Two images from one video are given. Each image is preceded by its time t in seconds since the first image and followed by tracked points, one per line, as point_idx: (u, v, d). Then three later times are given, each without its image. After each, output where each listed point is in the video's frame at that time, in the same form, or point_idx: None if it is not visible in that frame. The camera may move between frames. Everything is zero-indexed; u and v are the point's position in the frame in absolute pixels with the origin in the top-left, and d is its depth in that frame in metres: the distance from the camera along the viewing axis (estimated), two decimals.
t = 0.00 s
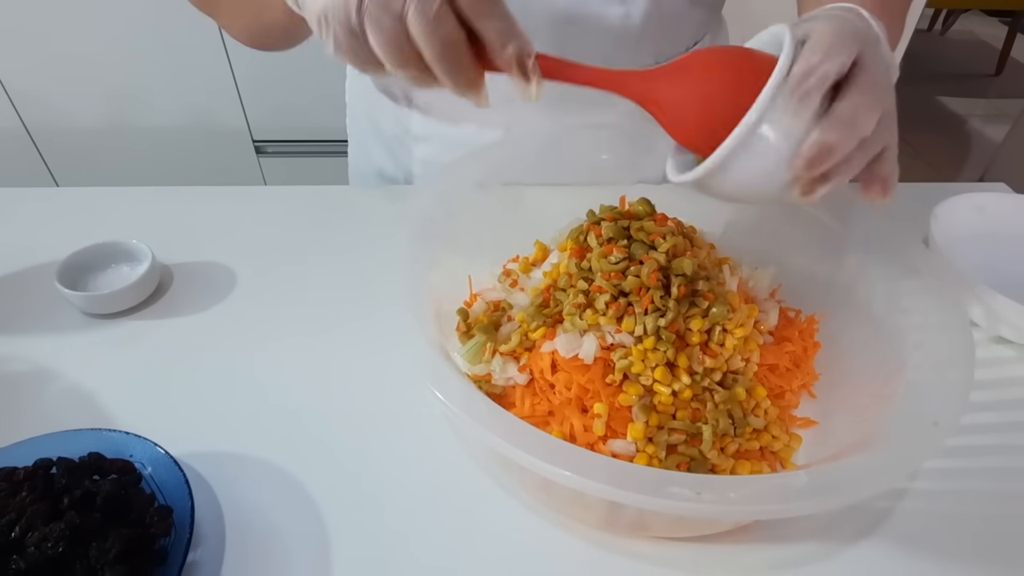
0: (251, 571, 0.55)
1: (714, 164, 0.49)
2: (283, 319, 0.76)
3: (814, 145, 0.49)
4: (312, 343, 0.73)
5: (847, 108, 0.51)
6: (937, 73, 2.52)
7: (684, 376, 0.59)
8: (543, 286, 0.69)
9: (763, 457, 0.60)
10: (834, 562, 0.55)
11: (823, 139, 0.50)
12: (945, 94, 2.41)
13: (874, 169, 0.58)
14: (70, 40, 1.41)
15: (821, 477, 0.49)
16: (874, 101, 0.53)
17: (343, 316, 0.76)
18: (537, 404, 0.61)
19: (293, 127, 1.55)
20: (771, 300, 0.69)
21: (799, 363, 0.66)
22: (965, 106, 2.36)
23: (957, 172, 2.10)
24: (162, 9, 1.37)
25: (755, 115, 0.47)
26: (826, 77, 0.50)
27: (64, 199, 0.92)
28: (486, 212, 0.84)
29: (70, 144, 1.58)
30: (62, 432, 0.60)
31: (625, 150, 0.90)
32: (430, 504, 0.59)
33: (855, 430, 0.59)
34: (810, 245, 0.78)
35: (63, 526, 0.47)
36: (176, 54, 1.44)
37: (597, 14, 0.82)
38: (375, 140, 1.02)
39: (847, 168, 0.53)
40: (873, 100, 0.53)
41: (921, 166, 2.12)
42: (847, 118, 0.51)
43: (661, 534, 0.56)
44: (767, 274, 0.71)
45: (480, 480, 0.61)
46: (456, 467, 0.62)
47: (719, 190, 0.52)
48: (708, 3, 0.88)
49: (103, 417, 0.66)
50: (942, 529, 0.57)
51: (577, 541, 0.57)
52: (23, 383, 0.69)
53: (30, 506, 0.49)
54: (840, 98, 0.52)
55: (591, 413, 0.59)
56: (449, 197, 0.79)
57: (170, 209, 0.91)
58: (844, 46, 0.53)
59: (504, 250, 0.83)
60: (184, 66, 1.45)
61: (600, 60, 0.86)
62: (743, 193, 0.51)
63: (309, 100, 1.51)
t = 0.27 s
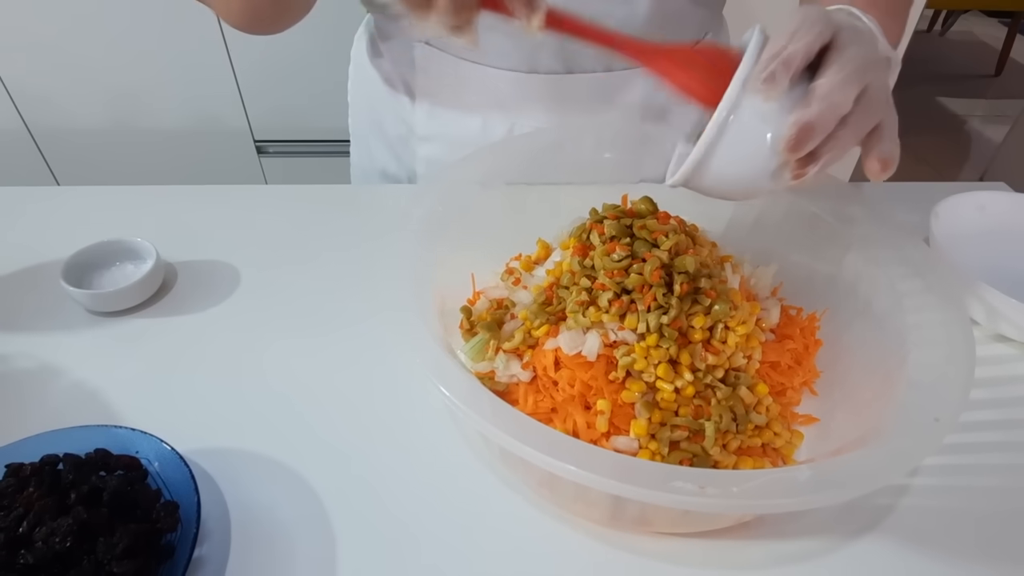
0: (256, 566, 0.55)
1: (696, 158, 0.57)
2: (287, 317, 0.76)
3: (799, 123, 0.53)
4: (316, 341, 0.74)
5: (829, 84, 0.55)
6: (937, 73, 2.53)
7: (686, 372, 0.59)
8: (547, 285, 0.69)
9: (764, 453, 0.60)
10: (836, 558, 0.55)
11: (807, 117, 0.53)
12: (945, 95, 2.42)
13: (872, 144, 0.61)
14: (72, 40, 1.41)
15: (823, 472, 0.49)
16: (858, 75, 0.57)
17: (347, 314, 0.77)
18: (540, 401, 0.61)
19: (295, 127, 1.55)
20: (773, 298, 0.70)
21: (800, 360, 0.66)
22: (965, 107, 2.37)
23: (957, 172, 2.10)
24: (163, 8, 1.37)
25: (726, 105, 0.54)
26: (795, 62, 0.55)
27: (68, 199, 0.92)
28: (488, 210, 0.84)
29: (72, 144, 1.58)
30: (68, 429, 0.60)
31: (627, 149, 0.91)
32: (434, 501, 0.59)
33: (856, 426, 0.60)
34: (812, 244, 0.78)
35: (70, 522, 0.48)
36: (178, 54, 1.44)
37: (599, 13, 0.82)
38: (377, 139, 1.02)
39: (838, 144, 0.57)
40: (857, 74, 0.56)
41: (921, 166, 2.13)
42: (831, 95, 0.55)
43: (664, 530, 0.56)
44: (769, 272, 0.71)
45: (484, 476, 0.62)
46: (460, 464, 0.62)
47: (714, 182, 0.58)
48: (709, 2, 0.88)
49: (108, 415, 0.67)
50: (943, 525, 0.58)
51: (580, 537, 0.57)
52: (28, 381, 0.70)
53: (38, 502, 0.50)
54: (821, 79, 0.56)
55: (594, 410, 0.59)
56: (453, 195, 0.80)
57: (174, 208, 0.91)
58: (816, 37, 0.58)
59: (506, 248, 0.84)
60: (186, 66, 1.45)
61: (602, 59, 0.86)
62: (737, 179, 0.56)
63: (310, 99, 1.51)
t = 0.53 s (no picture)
0: (260, 565, 0.55)
1: (718, 171, 0.49)
2: (290, 316, 0.77)
3: (817, 124, 0.48)
4: (318, 341, 0.74)
5: (837, 79, 0.51)
6: (937, 74, 2.53)
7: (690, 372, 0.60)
8: (549, 285, 0.70)
9: (767, 452, 0.60)
10: (839, 557, 0.55)
11: (821, 116, 0.49)
12: (945, 95, 2.42)
13: (892, 133, 0.56)
14: (74, 41, 1.42)
15: (827, 470, 0.49)
16: (863, 68, 0.53)
17: (348, 316, 0.77)
18: (543, 400, 0.61)
19: (296, 128, 1.56)
20: (774, 297, 0.70)
21: (802, 359, 0.66)
22: (965, 107, 2.37)
23: (957, 172, 2.11)
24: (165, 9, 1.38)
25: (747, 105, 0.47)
26: (796, 61, 0.51)
27: (71, 199, 0.92)
28: (490, 210, 0.84)
29: (73, 145, 1.58)
30: (72, 428, 0.60)
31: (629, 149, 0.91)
32: (437, 500, 0.60)
33: (859, 425, 0.60)
34: (813, 244, 0.78)
35: (75, 521, 0.48)
36: (179, 55, 1.44)
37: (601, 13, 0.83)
38: (378, 139, 1.03)
39: (857, 137, 0.52)
40: (862, 67, 0.53)
41: (921, 167, 2.13)
42: (841, 91, 0.51)
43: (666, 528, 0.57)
44: (771, 271, 0.71)
45: (487, 476, 0.62)
46: (463, 463, 0.62)
47: (736, 196, 0.51)
48: (710, 3, 0.88)
49: (111, 414, 0.67)
50: (946, 524, 0.58)
51: (583, 536, 0.57)
52: (32, 381, 0.70)
53: (43, 501, 0.50)
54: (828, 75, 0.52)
55: (597, 409, 0.59)
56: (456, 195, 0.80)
57: (176, 208, 0.92)
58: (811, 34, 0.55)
59: (508, 248, 0.84)
60: (187, 66, 1.46)
61: (603, 59, 0.86)
62: (754, 196, 0.51)
63: (311, 100, 1.51)
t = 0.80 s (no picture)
0: (261, 567, 0.55)
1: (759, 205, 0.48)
2: (291, 316, 0.76)
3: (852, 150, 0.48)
4: (318, 342, 0.73)
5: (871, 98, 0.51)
6: (937, 74, 2.53)
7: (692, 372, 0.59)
8: (550, 285, 0.69)
9: (770, 453, 0.60)
10: (843, 557, 0.55)
11: (859, 138, 0.49)
12: (945, 95, 2.42)
13: (934, 139, 0.56)
14: (73, 41, 1.41)
15: (831, 470, 0.49)
16: (895, 82, 0.52)
17: (349, 316, 0.76)
18: (545, 400, 0.61)
19: (296, 128, 1.55)
20: (777, 297, 0.70)
21: (805, 359, 0.66)
22: (965, 107, 2.37)
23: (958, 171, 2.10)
24: (165, 9, 1.37)
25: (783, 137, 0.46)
26: (824, 86, 0.50)
27: (70, 199, 0.92)
28: (491, 210, 0.84)
29: (72, 145, 1.58)
30: (72, 428, 0.60)
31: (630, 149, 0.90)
32: (439, 501, 0.59)
33: (862, 425, 0.60)
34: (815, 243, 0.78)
35: (76, 522, 0.48)
36: (179, 55, 1.44)
37: (602, 12, 0.82)
38: (378, 139, 1.02)
39: (898, 153, 0.53)
40: (894, 80, 0.53)
41: (923, 167, 2.12)
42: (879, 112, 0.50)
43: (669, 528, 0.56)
44: (773, 271, 0.71)
45: (489, 476, 0.61)
46: (465, 464, 0.62)
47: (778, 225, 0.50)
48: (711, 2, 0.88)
49: (112, 415, 0.66)
50: (950, 524, 0.57)
51: (586, 536, 0.57)
52: (32, 381, 0.70)
53: (43, 502, 0.49)
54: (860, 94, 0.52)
55: (599, 409, 0.59)
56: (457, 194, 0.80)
57: (176, 209, 0.91)
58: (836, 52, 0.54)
59: (509, 248, 0.84)
60: (187, 67, 1.46)
61: (603, 58, 0.86)
62: (793, 223, 0.50)
63: (311, 100, 1.51)
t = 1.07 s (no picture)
0: (259, 566, 0.55)
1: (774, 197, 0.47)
2: (289, 316, 0.76)
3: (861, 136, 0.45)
4: (316, 341, 0.73)
5: (886, 83, 0.46)
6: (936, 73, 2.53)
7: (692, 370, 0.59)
8: (550, 283, 0.69)
9: (770, 451, 0.60)
10: (844, 556, 0.55)
11: (872, 125, 0.45)
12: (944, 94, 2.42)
13: (946, 133, 0.49)
14: (71, 40, 1.41)
15: (832, 468, 0.49)
16: (905, 72, 0.47)
17: (348, 315, 0.76)
18: (545, 399, 0.61)
19: (294, 127, 1.55)
20: (777, 295, 0.69)
21: (805, 357, 0.66)
22: (964, 106, 2.37)
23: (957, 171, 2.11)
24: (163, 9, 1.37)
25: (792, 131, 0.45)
26: (835, 70, 0.46)
27: (68, 198, 0.92)
28: (490, 208, 0.84)
29: (70, 144, 1.58)
30: (69, 428, 0.60)
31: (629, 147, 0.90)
32: (438, 500, 0.59)
33: (863, 423, 0.59)
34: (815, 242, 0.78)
35: (73, 521, 0.48)
36: (177, 54, 1.44)
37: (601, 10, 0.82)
38: (376, 138, 1.02)
39: (908, 140, 0.46)
40: (904, 71, 0.47)
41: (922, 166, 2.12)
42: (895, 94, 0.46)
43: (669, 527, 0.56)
44: (773, 270, 0.71)
45: (489, 475, 0.61)
46: (464, 463, 0.62)
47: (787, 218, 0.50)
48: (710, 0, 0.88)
49: (109, 414, 0.66)
50: (951, 523, 0.57)
51: (586, 535, 0.57)
52: (29, 381, 0.69)
53: (39, 501, 0.49)
54: (878, 75, 0.47)
55: (599, 407, 0.59)
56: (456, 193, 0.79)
57: (174, 208, 0.91)
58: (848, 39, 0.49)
59: (508, 247, 0.83)
60: (185, 66, 1.45)
61: (602, 57, 0.86)
62: (804, 215, 0.49)
63: (310, 99, 1.51)
